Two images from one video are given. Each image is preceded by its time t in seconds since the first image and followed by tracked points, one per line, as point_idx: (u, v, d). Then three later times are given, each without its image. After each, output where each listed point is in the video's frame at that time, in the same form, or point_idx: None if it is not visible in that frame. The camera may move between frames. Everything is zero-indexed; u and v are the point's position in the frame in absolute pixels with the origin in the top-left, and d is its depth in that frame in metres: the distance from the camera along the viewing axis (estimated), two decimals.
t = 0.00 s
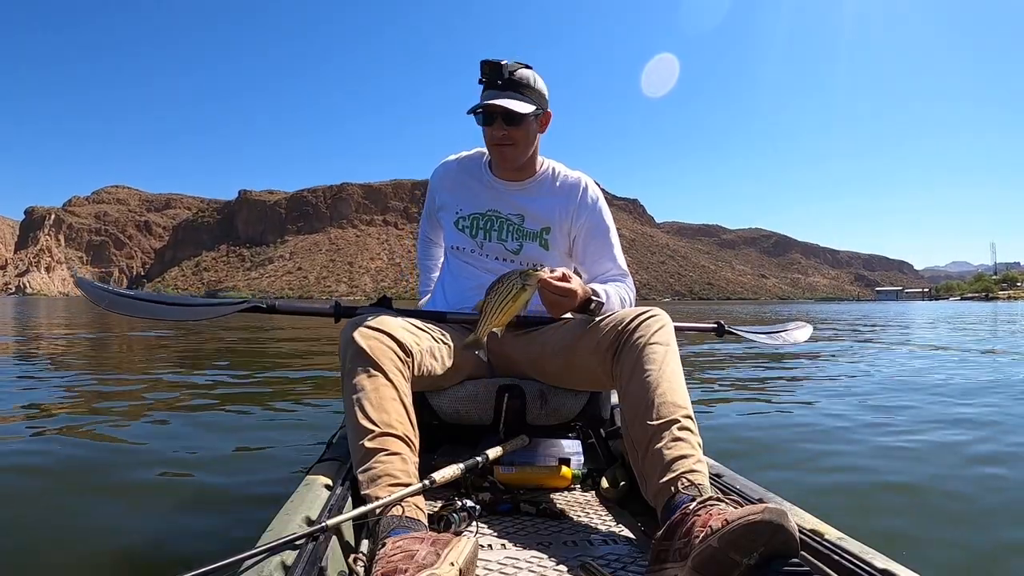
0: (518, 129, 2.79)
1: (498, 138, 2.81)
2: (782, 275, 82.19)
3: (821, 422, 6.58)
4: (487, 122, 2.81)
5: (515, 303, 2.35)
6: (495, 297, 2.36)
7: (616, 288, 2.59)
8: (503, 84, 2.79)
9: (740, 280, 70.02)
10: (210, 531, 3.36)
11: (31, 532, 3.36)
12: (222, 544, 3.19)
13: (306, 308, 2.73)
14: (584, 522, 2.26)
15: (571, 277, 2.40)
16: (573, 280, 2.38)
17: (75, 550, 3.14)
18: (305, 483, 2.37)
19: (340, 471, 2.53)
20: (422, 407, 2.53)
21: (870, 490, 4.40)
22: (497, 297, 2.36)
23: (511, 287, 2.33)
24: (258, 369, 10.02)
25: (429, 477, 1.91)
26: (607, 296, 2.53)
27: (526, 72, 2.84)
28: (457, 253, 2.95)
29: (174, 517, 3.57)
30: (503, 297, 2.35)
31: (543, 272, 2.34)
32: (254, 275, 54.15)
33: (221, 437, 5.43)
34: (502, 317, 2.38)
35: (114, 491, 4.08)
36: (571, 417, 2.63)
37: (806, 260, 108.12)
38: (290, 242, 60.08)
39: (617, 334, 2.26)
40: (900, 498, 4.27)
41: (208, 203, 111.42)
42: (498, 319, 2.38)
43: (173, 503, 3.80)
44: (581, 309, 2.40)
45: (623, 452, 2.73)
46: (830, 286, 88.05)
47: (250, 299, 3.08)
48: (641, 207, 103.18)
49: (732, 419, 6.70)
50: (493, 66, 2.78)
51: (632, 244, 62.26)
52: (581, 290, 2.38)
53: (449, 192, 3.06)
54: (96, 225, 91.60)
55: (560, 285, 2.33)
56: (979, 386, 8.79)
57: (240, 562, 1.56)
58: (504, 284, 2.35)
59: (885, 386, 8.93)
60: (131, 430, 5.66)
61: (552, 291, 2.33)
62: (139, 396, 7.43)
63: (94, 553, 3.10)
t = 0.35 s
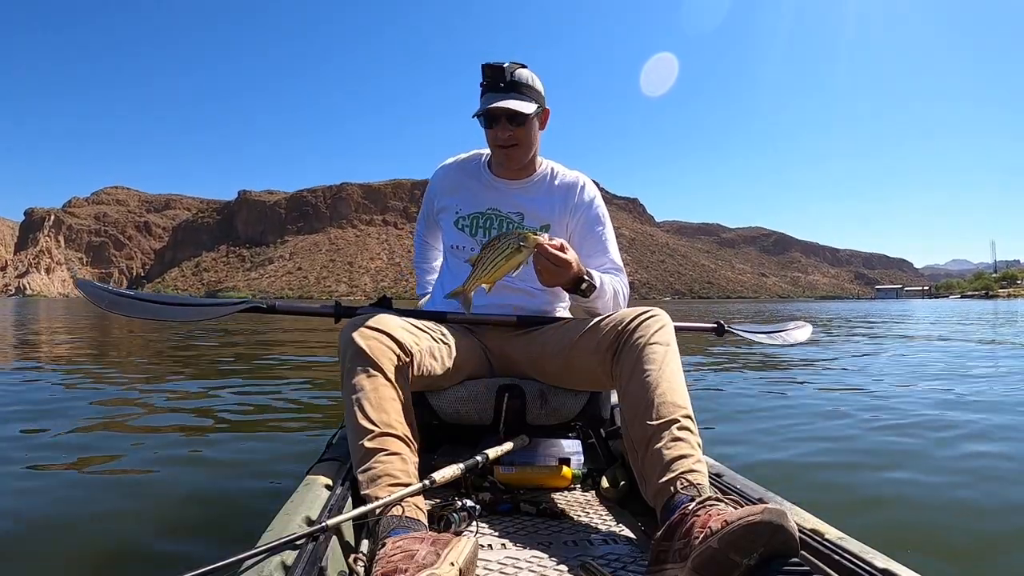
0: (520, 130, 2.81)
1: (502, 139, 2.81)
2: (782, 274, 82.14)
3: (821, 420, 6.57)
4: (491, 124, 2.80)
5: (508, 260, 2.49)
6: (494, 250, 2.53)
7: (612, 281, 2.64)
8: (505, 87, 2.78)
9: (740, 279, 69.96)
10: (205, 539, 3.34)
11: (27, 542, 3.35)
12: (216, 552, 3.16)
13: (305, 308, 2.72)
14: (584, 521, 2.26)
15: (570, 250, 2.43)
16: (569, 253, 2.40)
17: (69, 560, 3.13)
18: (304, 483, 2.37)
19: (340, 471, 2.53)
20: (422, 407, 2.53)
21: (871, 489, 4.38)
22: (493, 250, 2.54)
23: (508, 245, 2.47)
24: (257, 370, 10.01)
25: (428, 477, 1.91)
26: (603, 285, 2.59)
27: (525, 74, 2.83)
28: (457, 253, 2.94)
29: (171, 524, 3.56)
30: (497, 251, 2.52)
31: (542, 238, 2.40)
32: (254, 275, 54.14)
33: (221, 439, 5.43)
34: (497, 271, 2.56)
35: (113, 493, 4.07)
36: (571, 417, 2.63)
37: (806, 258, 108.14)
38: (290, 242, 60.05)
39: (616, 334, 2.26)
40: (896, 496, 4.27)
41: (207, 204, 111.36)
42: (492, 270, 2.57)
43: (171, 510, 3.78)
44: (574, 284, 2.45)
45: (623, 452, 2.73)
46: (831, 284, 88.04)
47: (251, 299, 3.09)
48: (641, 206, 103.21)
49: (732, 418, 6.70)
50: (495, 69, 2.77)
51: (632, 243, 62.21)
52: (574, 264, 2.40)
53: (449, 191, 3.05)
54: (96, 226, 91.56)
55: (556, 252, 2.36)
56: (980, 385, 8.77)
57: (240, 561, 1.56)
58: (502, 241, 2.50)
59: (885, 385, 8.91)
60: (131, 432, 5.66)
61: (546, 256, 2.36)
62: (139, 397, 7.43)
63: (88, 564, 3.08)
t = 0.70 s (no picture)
0: (530, 130, 2.86)
1: (513, 135, 2.84)
2: (780, 271, 82.21)
3: (819, 417, 6.58)
4: (504, 119, 2.83)
5: (506, 248, 2.50)
6: (491, 237, 2.53)
7: (605, 275, 2.66)
8: (521, 86, 2.81)
9: (738, 276, 70.00)
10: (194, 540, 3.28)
11: (18, 539, 3.34)
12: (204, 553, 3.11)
13: (304, 308, 2.72)
14: (584, 521, 2.27)
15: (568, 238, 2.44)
16: (568, 241, 2.41)
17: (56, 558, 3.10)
18: (304, 483, 2.37)
19: (340, 471, 2.53)
20: (421, 407, 2.52)
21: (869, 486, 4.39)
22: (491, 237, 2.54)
23: (507, 232, 2.47)
24: (256, 370, 10.01)
25: (428, 477, 1.91)
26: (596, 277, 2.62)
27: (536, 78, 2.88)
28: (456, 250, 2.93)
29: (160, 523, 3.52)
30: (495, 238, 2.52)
31: (541, 225, 2.41)
32: (252, 276, 54.11)
33: (221, 440, 5.42)
34: (493, 256, 2.56)
35: (113, 492, 4.07)
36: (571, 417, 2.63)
37: (804, 256, 108.24)
38: (287, 242, 59.99)
39: (617, 334, 2.26)
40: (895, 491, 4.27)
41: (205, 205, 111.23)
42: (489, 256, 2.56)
43: (169, 509, 3.75)
44: (569, 273, 2.45)
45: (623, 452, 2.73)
46: (829, 282, 88.13)
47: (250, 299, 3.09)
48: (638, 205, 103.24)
49: (731, 415, 6.71)
50: (516, 67, 2.79)
51: (630, 241, 62.22)
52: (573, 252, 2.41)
53: (449, 188, 3.03)
54: (93, 227, 91.41)
55: (555, 240, 2.37)
56: (978, 382, 8.79)
57: (240, 562, 1.56)
58: (500, 227, 2.51)
59: (884, 382, 8.92)
60: (130, 433, 5.65)
61: (544, 244, 2.36)
62: (138, 398, 7.42)
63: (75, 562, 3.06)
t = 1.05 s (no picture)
0: (529, 130, 2.87)
1: (514, 136, 2.84)
2: (777, 280, 82.37)
3: (814, 427, 6.59)
4: (504, 120, 2.82)
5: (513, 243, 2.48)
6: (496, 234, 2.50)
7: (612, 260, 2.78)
8: (521, 88, 2.81)
9: (735, 284, 70.13)
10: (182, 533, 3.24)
11: (2, 525, 3.33)
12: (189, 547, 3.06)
13: (305, 307, 2.72)
14: (584, 523, 2.26)
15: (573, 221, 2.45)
16: (574, 224, 2.42)
17: (39, 546, 3.07)
18: (304, 483, 2.37)
19: (340, 471, 2.52)
20: (421, 407, 2.52)
21: (867, 496, 4.40)
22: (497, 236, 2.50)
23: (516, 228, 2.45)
24: (252, 368, 9.98)
25: (428, 477, 1.91)
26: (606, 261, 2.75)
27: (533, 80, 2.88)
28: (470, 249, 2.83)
29: (147, 515, 3.48)
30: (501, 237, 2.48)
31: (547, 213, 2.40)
32: (249, 274, 54.04)
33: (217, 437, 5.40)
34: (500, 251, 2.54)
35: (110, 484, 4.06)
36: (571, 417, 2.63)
37: (801, 265, 108.49)
38: (285, 241, 59.93)
39: (617, 334, 2.27)
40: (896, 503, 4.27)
41: (203, 201, 111.13)
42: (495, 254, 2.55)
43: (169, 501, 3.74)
44: (579, 255, 2.48)
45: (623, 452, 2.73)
46: (825, 292, 88.37)
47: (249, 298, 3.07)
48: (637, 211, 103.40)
49: (726, 422, 6.72)
50: (517, 69, 2.78)
51: (627, 247, 62.30)
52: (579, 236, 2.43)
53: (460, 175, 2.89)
54: (90, 221, 91.23)
55: (562, 224, 2.38)
56: (973, 393, 8.81)
57: (241, 561, 1.56)
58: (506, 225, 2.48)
59: (879, 392, 8.94)
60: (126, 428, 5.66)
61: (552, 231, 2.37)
62: (134, 394, 7.39)
63: (56, 550, 3.03)
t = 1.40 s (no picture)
0: (533, 131, 2.87)
1: (517, 136, 2.85)
2: (777, 281, 82.37)
3: (815, 427, 6.58)
4: (508, 120, 2.83)
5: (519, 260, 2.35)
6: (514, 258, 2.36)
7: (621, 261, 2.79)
8: (526, 89, 2.84)
9: (735, 285, 70.13)
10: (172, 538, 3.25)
11: (14, 527, 3.43)
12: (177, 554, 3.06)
13: (306, 308, 2.72)
14: (584, 522, 2.26)
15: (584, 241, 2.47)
16: (586, 243, 2.44)
17: (35, 553, 3.11)
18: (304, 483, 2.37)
19: (340, 471, 2.52)
20: (421, 407, 2.52)
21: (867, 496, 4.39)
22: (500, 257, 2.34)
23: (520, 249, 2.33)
24: (252, 370, 9.99)
25: (427, 477, 1.90)
26: (617, 265, 2.76)
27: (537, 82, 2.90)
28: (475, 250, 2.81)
29: (147, 518, 3.54)
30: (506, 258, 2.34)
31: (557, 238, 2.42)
32: (249, 276, 54.08)
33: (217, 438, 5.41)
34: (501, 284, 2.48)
35: (113, 486, 4.09)
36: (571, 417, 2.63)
37: (801, 265, 108.48)
38: (286, 243, 59.97)
39: (615, 334, 2.27)
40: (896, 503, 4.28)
41: (203, 204, 111.24)
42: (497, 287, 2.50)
43: (174, 500, 3.83)
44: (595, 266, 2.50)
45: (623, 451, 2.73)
46: (826, 293, 88.32)
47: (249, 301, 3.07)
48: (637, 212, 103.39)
49: (727, 423, 6.71)
50: (522, 69, 2.81)
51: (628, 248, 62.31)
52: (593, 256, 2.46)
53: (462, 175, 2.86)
54: (91, 224, 91.32)
55: (575, 246, 2.40)
56: (973, 393, 8.80)
57: (241, 562, 1.55)
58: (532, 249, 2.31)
59: (879, 392, 8.94)
60: (127, 430, 5.67)
61: (567, 255, 2.38)
62: (134, 396, 7.40)
63: (53, 556, 3.07)
